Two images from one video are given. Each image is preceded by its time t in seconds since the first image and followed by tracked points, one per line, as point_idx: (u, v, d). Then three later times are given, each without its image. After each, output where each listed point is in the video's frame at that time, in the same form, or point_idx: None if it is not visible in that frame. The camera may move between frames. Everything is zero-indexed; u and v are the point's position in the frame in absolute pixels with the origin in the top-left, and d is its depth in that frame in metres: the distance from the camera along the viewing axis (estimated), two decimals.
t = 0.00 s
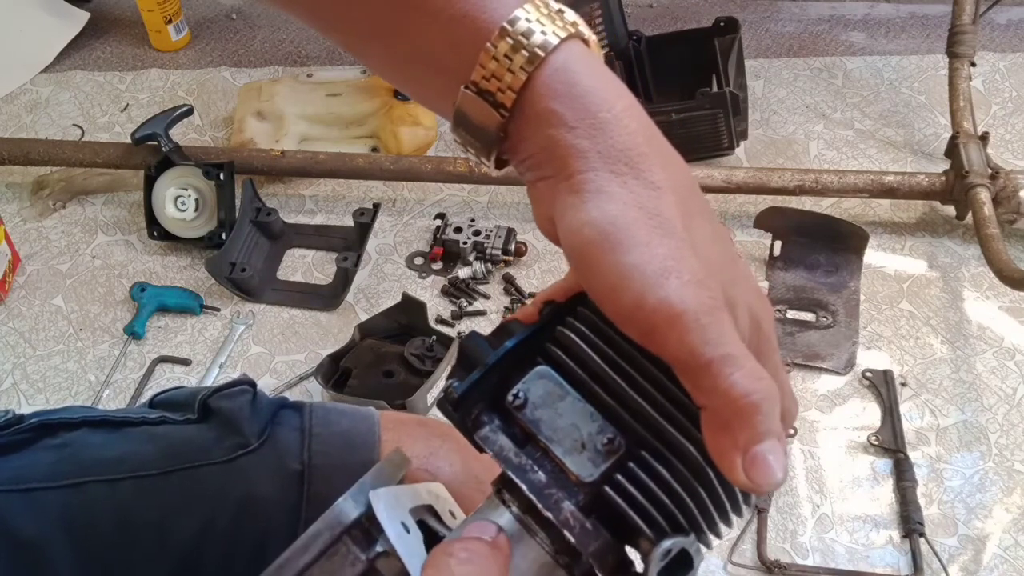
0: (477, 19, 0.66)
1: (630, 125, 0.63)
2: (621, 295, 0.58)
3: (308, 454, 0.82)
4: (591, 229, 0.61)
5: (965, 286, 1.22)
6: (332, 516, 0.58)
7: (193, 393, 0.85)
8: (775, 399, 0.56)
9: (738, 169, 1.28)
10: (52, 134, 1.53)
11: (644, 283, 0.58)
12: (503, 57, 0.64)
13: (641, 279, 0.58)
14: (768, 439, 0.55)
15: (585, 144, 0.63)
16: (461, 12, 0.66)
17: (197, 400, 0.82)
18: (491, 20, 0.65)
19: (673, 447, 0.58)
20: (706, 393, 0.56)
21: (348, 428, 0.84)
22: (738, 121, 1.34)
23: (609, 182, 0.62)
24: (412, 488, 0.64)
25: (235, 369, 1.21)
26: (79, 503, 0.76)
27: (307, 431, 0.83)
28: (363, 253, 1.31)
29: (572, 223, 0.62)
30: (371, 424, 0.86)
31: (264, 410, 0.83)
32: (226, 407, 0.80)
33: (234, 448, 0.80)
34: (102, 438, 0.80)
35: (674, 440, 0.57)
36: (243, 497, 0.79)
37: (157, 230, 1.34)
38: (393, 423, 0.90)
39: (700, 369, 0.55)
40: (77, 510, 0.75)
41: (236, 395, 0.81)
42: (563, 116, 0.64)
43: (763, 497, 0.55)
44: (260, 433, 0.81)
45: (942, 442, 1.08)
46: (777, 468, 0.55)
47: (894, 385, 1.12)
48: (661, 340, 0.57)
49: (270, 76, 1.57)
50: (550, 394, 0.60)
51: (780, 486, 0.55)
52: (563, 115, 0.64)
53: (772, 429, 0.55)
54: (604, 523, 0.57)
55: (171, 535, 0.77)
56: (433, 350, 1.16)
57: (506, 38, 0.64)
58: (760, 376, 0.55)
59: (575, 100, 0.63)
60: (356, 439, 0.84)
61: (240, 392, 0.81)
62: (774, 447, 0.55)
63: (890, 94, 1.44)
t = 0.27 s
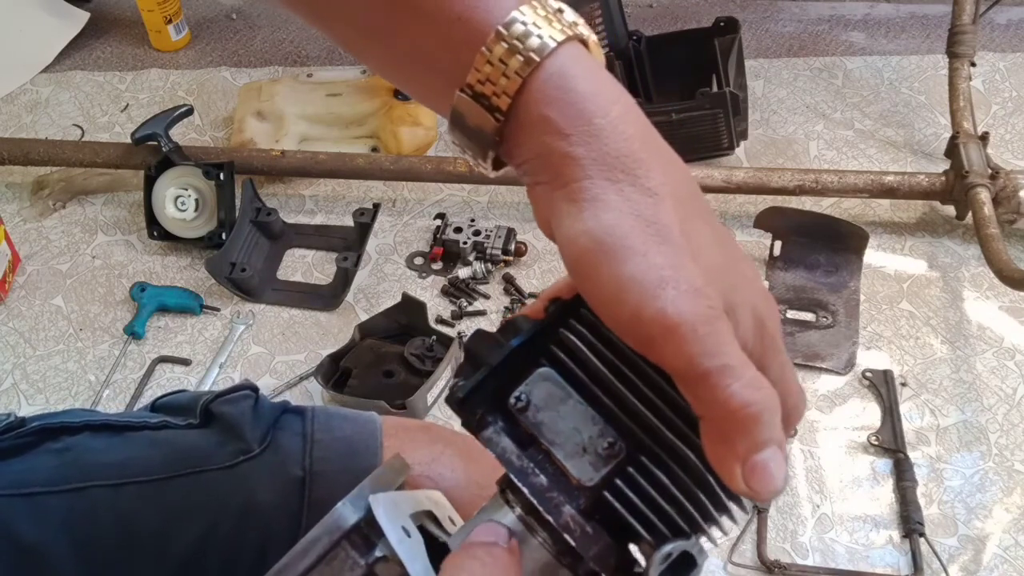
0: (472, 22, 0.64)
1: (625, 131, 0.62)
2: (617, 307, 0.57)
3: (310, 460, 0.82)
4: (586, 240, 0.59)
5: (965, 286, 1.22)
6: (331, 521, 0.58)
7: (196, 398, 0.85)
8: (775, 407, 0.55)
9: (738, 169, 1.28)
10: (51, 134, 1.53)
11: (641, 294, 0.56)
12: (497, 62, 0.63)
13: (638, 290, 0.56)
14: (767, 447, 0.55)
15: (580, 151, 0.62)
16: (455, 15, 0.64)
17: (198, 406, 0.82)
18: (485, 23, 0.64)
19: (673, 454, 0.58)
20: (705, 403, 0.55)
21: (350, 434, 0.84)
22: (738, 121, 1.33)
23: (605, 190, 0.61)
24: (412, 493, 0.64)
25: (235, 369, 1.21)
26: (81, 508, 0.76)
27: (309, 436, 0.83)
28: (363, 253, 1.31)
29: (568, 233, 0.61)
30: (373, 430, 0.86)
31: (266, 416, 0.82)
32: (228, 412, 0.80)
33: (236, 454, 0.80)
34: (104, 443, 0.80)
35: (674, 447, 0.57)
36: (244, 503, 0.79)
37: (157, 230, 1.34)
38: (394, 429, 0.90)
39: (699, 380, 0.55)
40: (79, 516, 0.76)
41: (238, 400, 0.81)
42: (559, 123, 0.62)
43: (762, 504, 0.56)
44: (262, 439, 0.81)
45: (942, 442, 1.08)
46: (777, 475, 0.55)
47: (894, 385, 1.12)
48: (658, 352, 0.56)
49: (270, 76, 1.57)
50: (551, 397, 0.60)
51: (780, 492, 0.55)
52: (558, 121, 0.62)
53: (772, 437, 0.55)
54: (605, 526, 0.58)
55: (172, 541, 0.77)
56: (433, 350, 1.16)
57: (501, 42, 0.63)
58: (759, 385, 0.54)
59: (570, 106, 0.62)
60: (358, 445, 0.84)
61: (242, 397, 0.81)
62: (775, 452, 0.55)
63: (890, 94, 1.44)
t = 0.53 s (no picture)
0: (454, 18, 0.64)
1: (609, 123, 0.62)
2: (605, 294, 0.57)
3: (308, 455, 0.81)
4: (574, 229, 0.60)
5: (965, 286, 1.22)
6: (329, 517, 0.58)
7: (194, 394, 0.84)
8: (766, 389, 0.55)
9: (738, 169, 1.28)
10: (52, 134, 1.53)
11: (628, 280, 0.57)
12: (480, 55, 0.63)
13: (625, 277, 0.57)
14: (760, 430, 0.54)
15: (564, 143, 0.62)
16: (438, 10, 0.64)
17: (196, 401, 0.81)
18: (468, 18, 0.64)
19: (666, 442, 0.58)
20: (695, 386, 0.55)
21: (347, 429, 0.83)
22: (738, 121, 1.33)
23: (591, 180, 0.61)
24: (411, 488, 0.64)
25: (235, 370, 1.21)
26: (79, 504, 0.76)
27: (306, 432, 0.83)
28: (363, 253, 1.31)
29: (555, 224, 0.61)
30: (371, 425, 0.84)
31: (264, 412, 0.82)
32: (226, 408, 0.80)
33: (234, 449, 0.80)
34: (102, 439, 0.79)
35: (666, 434, 0.57)
36: (243, 498, 0.79)
37: (157, 230, 1.34)
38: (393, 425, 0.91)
39: (688, 364, 0.55)
40: (77, 513, 0.76)
41: (237, 396, 0.80)
42: (541, 116, 0.62)
43: (757, 486, 0.55)
44: (261, 434, 0.81)
45: (942, 442, 1.08)
46: (770, 458, 0.54)
47: (894, 385, 1.12)
48: (647, 337, 0.56)
49: (270, 76, 1.57)
50: (542, 393, 0.60)
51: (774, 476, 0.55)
52: (541, 113, 0.62)
53: (764, 419, 0.55)
54: (602, 520, 0.57)
55: (172, 536, 0.78)
56: (433, 350, 1.16)
57: (483, 36, 0.63)
58: (749, 367, 0.54)
59: (552, 98, 0.62)
60: (355, 439, 0.83)
61: (241, 393, 0.80)
62: (768, 437, 0.55)
63: (891, 94, 1.44)
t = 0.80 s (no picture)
0: (459, 17, 0.64)
1: (614, 125, 0.62)
2: (609, 299, 0.57)
3: (312, 458, 0.82)
4: (578, 232, 0.59)
5: (965, 286, 1.22)
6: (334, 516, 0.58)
7: (197, 396, 0.84)
8: (769, 398, 0.55)
9: (738, 169, 1.28)
10: (52, 134, 1.53)
11: (633, 285, 0.56)
12: (484, 57, 0.63)
13: (630, 281, 0.56)
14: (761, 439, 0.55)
15: (568, 144, 0.61)
16: (443, 9, 0.64)
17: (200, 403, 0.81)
18: (473, 18, 0.64)
19: (667, 450, 0.58)
20: (698, 395, 0.55)
21: (351, 432, 0.84)
22: (738, 121, 1.33)
23: (596, 182, 0.60)
24: (415, 492, 0.64)
25: (234, 370, 1.21)
26: (82, 506, 0.76)
27: (310, 435, 0.83)
28: (363, 253, 1.31)
29: (559, 226, 0.61)
30: (374, 428, 0.85)
31: (268, 414, 0.83)
32: (230, 410, 0.80)
33: (237, 451, 0.80)
34: (105, 441, 0.79)
35: (667, 443, 0.58)
36: (246, 500, 0.79)
37: (157, 230, 1.34)
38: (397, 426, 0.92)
39: (692, 371, 0.55)
40: (80, 514, 0.76)
41: (240, 399, 0.80)
42: (546, 117, 0.62)
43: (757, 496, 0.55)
44: (264, 437, 0.81)
45: (942, 442, 1.08)
46: (772, 470, 0.54)
47: (894, 385, 1.12)
48: (651, 343, 0.56)
49: (270, 76, 1.57)
50: (543, 399, 0.60)
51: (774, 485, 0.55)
52: (546, 115, 0.62)
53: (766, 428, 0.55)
54: (601, 528, 0.57)
55: (174, 538, 0.77)
56: (433, 350, 1.16)
57: (489, 36, 0.63)
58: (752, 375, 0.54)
59: (557, 100, 0.62)
60: (359, 443, 0.83)
61: (244, 395, 0.81)
62: (769, 448, 0.55)
63: (890, 94, 1.44)
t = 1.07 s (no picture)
0: (460, 20, 0.64)
1: (616, 129, 0.62)
2: (611, 302, 0.57)
3: (317, 463, 0.82)
4: (579, 235, 0.59)
5: (965, 286, 1.22)
6: (338, 520, 0.58)
7: (202, 400, 0.85)
8: (770, 402, 0.55)
9: (738, 169, 1.28)
10: (51, 134, 1.53)
11: (634, 289, 0.56)
12: (485, 60, 0.63)
13: (632, 285, 0.56)
14: (763, 444, 0.54)
15: (570, 148, 0.61)
16: (444, 14, 0.64)
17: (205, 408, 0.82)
18: (474, 22, 0.64)
19: (668, 456, 0.58)
20: (700, 399, 0.55)
21: (356, 436, 0.86)
22: (738, 121, 1.33)
23: (597, 185, 0.60)
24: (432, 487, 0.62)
25: (234, 370, 1.21)
26: (86, 510, 0.76)
27: (316, 439, 0.84)
28: (363, 253, 1.31)
29: (560, 229, 0.61)
30: (379, 433, 0.87)
31: (273, 419, 0.83)
32: (236, 415, 0.81)
33: (243, 455, 0.80)
34: (110, 444, 0.80)
35: (668, 448, 0.58)
36: (251, 504, 0.79)
37: (157, 230, 1.34)
38: (401, 432, 0.93)
39: (693, 375, 0.55)
40: (85, 518, 0.76)
41: (246, 403, 0.81)
42: (548, 121, 0.62)
43: (760, 502, 0.55)
44: (270, 441, 0.82)
45: (942, 442, 1.08)
46: (773, 474, 0.54)
47: (894, 385, 1.12)
48: (653, 347, 0.56)
49: (270, 76, 1.57)
50: (545, 403, 0.60)
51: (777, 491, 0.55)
52: (547, 119, 0.62)
53: (768, 433, 0.54)
54: (603, 533, 0.57)
55: (179, 542, 0.77)
56: (433, 350, 1.16)
57: (490, 40, 0.63)
58: (754, 380, 0.54)
59: (559, 103, 0.62)
60: (364, 447, 0.85)
61: (250, 400, 0.82)
62: (770, 452, 0.54)
63: (890, 94, 1.44)
